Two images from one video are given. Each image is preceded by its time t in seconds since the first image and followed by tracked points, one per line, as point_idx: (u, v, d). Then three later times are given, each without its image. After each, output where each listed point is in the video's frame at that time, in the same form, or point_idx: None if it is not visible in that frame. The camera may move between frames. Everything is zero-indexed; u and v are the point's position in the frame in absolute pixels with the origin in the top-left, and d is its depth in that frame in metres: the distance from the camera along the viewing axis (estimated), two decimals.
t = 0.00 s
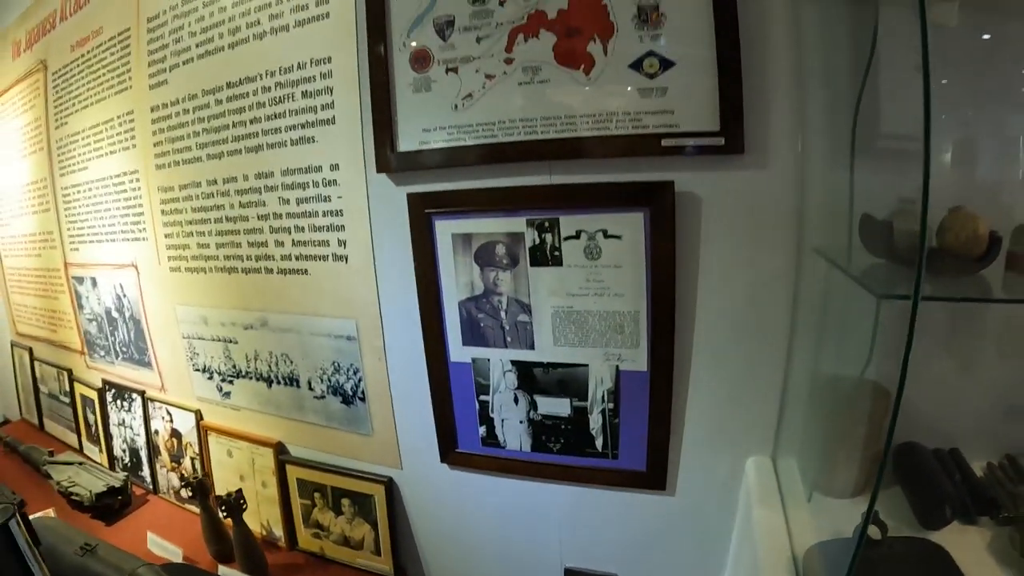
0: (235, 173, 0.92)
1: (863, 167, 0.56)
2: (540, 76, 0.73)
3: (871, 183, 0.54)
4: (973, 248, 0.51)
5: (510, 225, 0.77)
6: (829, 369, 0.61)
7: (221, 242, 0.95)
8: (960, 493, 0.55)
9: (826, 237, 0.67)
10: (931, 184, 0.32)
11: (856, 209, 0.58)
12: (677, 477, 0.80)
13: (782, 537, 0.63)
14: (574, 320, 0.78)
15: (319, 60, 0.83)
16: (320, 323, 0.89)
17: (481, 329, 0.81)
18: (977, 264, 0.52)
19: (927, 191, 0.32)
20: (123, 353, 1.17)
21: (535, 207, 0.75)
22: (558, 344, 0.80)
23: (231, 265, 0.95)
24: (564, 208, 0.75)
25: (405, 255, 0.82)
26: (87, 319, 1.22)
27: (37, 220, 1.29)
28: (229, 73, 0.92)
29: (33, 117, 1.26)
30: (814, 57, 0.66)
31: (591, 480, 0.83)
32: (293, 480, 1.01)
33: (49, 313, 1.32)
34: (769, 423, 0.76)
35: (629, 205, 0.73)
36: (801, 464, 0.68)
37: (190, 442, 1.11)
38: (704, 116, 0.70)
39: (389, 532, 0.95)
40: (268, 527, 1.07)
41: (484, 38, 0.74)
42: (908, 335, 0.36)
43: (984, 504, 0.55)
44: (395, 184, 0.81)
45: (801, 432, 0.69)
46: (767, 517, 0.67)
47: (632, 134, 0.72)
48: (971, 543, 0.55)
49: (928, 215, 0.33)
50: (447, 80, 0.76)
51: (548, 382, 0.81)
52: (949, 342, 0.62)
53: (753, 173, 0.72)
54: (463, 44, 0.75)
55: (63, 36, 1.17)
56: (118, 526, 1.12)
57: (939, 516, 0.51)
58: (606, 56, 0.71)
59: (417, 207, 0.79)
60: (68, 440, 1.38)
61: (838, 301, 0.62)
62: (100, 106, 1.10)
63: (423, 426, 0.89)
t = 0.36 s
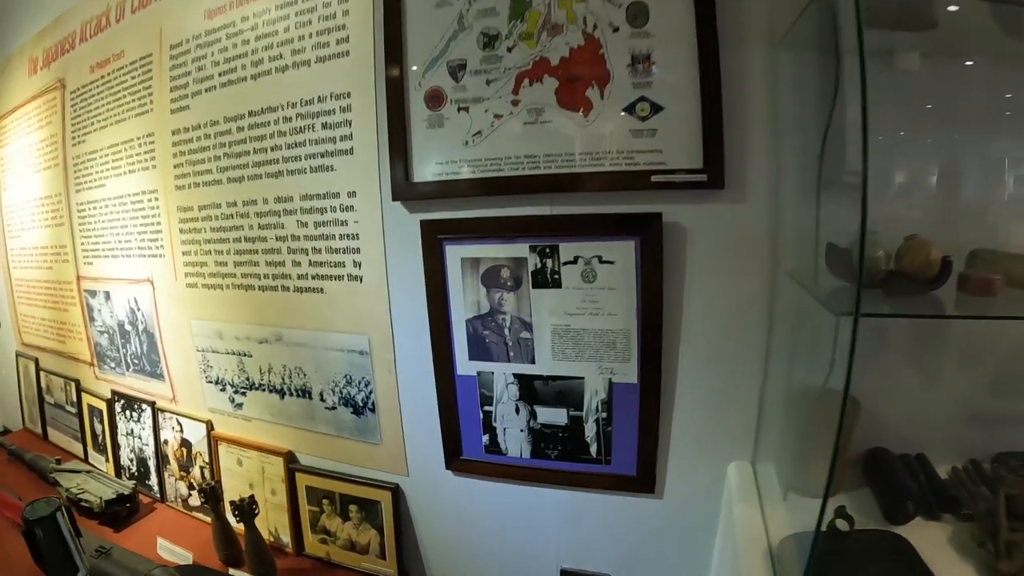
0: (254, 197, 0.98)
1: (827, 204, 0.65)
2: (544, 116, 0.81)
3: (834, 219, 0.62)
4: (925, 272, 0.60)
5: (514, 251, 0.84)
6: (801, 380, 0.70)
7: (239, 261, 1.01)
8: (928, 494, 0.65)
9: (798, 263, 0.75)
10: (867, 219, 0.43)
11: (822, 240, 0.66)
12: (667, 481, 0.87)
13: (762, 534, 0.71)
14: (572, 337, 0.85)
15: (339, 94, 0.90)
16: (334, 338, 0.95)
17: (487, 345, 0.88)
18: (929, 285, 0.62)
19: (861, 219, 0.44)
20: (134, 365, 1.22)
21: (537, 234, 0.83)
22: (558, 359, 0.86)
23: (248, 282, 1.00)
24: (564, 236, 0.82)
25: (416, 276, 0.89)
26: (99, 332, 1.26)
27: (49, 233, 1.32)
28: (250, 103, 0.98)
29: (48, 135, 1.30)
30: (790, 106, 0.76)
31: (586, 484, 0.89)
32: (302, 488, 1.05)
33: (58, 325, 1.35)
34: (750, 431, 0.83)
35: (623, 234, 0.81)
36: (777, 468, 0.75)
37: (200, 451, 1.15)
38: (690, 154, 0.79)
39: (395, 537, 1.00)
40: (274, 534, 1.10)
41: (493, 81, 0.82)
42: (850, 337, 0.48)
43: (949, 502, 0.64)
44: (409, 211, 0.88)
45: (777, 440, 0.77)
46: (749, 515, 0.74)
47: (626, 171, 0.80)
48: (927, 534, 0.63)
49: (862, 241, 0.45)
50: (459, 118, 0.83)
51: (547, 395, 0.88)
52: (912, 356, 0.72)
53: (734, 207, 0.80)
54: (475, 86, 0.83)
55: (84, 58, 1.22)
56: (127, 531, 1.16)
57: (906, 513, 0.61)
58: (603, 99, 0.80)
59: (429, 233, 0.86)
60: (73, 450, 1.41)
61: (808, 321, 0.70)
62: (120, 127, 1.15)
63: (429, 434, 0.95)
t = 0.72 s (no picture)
0: (274, 233, 1.06)
1: (785, 254, 0.76)
2: (542, 170, 0.91)
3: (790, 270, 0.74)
4: (872, 309, 0.75)
5: (514, 289, 0.94)
6: (766, 406, 0.81)
7: (258, 291, 1.09)
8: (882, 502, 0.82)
9: (763, 302, 0.87)
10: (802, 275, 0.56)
11: (781, 284, 0.77)
12: (651, 494, 0.97)
13: (733, 539, 0.82)
14: (565, 365, 0.95)
15: (356, 143, 0.99)
16: (348, 364, 1.04)
17: (489, 371, 0.97)
18: (877, 320, 0.77)
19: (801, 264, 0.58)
20: (150, 386, 1.28)
21: (535, 275, 0.93)
22: (553, 385, 0.96)
23: (267, 311, 1.09)
24: (559, 276, 0.92)
25: (426, 310, 0.98)
26: (114, 353, 1.32)
27: (65, 257, 1.38)
28: (271, 146, 1.06)
29: (66, 163, 1.36)
30: (756, 165, 0.87)
31: (577, 496, 0.99)
32: (314, 501, 1.13)
33: (72, 344, 1.41)
34: (724, 449, 0.94)
35: (611, 275, 0.91)
36: (747, 482, 0.86)
37: (214, 468, 1.22)
38: (670, 205, 0.89)
39: (402, 547, 1.08)
40: (286, 546, 1.18)
41: (497, 137, 0.92)
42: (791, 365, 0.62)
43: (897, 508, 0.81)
44: (420, 251, 0.97)
45: (745, 458, 0.88)
46: (723, 522, 0.86)
47: (614, 220, 0.91)
48: (878, 537, 0.79)
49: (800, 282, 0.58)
50: (466, 169, 0.93)
51: (543, 416, 0.97)
52: (867, 382, 0.88)
53: (708, 252, 0.91)
54: (480, 141, 0.93)
55: (104, 92, 1.29)
56: (142, 544, 1.23)
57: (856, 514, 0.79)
58: (594, 156, 0.90)
59: (439, 272, 0.95)
60: (83, 465, 1.47)
61: (770, 354, 0.81)
62: (140, 160, 1.22)
63: (434, 451, 1.03)
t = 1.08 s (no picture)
0: (288, 261, 1.11)
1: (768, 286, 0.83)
2: (545, 206, 0.97)
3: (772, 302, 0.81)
4: (849, 335, 0.84)
5: (519, 317, 0.99)
6: (750, 428, 0.88)
7: (272, 316, 1.14)
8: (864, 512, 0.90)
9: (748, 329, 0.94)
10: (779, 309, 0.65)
11: (766, 314, 0.84)
12: (647, 510, 1.02)
13: (724, 549, 0.89)
14: (566, 388, 1.00)
15: (368, 177, 1.05)
16: (359, 386, 1.09)
17: (495, 394, 1.02)
18: (856, 345, 0.86)
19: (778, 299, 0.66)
20: (160, 405, 1.32)
21: (538, 304, 0.99)
22: (554, 407, 1.01)
23: (280, 335, 1.13)
24: (561, 305, 0.98)
25: (435, 336, 1.03)
26: (125, 372, 1.36)
27: (76, 277, 1.41)
28: (285, 178, 1.11)
29: (78, 186, 1.40)
30: (742, 202, 0.93)
31: (577, 512, 1.04)
32: (323, 518, 1.17)
33: (81, 363, 1.44)
34: (715, 466, 1.00)
35: (609, 304, 0.97)
36: (737, 497, 0.92)
37: (224, 485, 1.26)
38: (663, 239, 0.96)
39: (408, 563, 1.12)
40: (295, 562, 1.21)
41: (503, 175, 0.98)
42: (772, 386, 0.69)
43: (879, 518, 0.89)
44: (429, 281, 1.03)
45: (733, 475, 0.94)
46: (715, 535, 0.92)
47: (612, 253, 0.97)
48: (860, 545, 0.87)
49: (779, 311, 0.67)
50: (473, 204, 0.99)
51: (545, 435, 1.02)
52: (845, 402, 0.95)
53: (700, 282, 0.98)
54: (487, 178, 0.99)
55: (118, 119, 1.33)
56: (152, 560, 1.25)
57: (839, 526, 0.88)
58: (594, 194, 0.96)
59: (448, 300, 1.01)
60: (89, 482, 1.49)
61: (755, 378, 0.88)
62: (155, 186, 1.26)
63: (441, 469, 1.08)
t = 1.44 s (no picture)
0: (310, 275, 1.14)
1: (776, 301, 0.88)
2: (563, 225, 1.01)
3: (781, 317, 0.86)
4: (851, 345, 0.89)
5: (537, 330, 1.03)
6: (758, 437, 0.93)
7: (292, 328, 1.16)
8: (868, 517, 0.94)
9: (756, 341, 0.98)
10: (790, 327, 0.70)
11: (773, 327, 0.89)
12: (659, 515, 1.06)
13: (734, 550, 0.93)
14: (582, 399, 1.04)
15: (390, 194, 1.08)
16: (379, 397, 1.12)
17: (513, 404, 1.06)
18: (858, 356, 0.92)
19: (788, 314, 0.71)
20: (176, 414, 1.33)
21: (556, 317, 1.03)
22: (570, 415, 1.04)
23: (300, 346, 1.16)
24: (577, 319, 1.02)
25: (455, 347, 1.07)
26: (140, 382, 1.37)
27: (91, 287, 1.43)
28: (307, 193, 1.14)
29: (94, 197, 1.41)
30: (750, 221, 0.97)
31: (592, 517, 1.07)
32: (341, 525, 1.19)
33: (94, 372, 1.45)
34: (723, 474, 1.04)
35: (625, 318, 1.01)
36: (745, 502, 0.96)
37: (241, 494, 1.27)
38: (675, 256, 1.00)
39: (426, 569, 1.15)
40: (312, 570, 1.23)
41: (522, 194, 1.02)
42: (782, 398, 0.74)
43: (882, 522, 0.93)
44: (450, 294, 1.06)
45: (742, 482, 0.99)
46: (726, 539, 0.96)
47: (627, 269, 1.01)
48: (862, 546, 0.92)
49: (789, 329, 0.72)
50: (494, 222, 1.03)
51: (561, 443, 1.06)
52: (846, 407, 1.00)
53: (710, 296, 1.02)
54: (507, 197, 1.02)
55: (137, 132, 1.35)
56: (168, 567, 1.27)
57: (844, 526, 0.91)
58: (610, 213, 1.00)
59: (468, 314, 1.04)
60: (100, 489, 1.50)
61: (762, 388, 0.93)
62: (175, 199, 1.28)
63: (459, 476, 1.11)
